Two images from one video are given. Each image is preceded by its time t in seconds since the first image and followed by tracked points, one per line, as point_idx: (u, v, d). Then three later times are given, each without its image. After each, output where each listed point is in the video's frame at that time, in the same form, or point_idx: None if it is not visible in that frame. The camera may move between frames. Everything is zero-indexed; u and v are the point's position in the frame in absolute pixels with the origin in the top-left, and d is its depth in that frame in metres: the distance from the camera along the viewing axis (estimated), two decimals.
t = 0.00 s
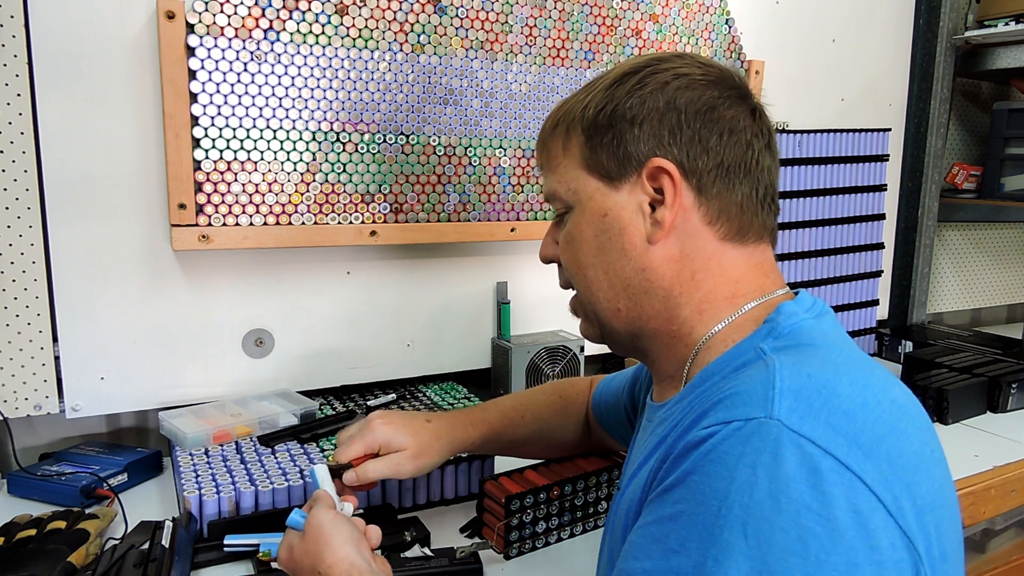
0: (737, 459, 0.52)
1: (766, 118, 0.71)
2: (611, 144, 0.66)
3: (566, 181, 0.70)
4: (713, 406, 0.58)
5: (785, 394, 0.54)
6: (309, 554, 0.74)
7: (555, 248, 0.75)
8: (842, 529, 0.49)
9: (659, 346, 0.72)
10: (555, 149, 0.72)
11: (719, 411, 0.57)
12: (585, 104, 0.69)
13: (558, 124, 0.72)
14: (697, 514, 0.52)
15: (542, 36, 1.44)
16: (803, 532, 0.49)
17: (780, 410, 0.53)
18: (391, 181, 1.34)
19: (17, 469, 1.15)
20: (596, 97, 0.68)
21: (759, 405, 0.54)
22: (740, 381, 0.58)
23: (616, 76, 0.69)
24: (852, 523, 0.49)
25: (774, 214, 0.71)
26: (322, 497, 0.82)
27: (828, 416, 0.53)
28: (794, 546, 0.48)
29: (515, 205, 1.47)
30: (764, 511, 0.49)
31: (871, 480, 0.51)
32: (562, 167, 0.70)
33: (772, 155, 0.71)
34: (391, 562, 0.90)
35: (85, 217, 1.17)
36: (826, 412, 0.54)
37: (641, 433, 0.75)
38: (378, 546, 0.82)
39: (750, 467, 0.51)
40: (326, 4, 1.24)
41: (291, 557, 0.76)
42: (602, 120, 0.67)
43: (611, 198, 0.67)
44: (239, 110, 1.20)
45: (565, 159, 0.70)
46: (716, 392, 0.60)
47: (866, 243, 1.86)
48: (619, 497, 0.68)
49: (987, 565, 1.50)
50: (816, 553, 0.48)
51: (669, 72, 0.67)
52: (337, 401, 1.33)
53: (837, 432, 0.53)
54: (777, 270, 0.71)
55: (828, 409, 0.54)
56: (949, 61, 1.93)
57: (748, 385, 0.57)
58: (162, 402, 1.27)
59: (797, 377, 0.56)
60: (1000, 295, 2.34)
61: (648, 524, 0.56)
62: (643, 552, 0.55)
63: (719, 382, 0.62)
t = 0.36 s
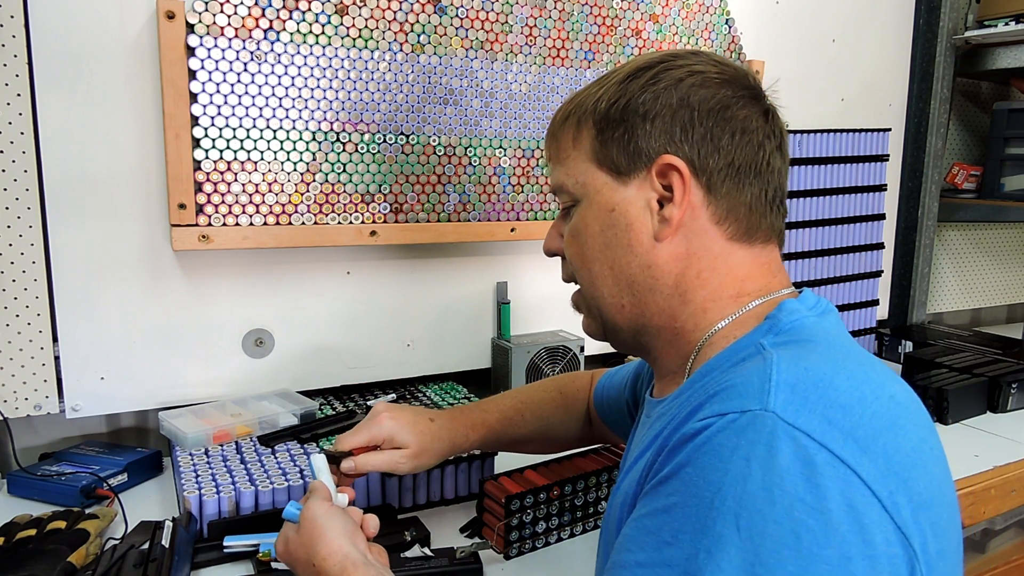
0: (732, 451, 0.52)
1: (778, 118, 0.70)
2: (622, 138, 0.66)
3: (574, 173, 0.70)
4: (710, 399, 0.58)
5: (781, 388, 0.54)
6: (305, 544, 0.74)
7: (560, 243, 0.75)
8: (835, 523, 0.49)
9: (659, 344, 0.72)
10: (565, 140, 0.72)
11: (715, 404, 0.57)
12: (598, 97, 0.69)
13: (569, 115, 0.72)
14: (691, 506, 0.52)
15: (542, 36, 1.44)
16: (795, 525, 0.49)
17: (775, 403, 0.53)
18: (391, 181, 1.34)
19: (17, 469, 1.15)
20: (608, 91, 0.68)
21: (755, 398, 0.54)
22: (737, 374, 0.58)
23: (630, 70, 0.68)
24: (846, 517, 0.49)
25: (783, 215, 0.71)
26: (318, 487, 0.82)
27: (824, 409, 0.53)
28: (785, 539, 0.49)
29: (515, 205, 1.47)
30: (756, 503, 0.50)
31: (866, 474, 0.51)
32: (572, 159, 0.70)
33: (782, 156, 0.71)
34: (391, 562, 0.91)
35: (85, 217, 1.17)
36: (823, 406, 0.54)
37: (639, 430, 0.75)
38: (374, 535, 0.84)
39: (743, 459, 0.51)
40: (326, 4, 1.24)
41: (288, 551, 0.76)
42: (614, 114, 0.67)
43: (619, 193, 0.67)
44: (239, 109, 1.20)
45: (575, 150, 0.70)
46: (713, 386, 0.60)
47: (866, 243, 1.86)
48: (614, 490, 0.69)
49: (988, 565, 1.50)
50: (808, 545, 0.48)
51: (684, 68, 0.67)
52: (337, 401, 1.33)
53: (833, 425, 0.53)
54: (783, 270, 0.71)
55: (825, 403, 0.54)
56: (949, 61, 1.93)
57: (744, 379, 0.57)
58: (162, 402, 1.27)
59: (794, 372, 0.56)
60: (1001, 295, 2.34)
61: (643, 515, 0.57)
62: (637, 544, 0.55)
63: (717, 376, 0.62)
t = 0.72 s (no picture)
0: (727, 453, 0.52)
1: (778, 117, 0.71)
2: (623, 138, 0.66)
3: (574, 173, 0.70)
4: (706, 399, 0.58)
5: (777, 389, 0.54)
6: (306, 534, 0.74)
7: (559, 242, 0.75)
8: (829, 524, 0.49)
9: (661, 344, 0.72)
10: (564, 140, 0.72)
11: (710, 404, 0.57)
12: (597, 96, 0.69)
13: (568, 114, 0.72)
14: (685, 506, 0.52)
15: (542, 36, 1.44)
16: (790, 526, 0.49)
17: (771, 404, 0.53)
18: (391, 181, 1.34)
19: (17, 469, 1.15)
20: (608, 90, 0.68)
21: (751, 398, 0.54)
22: (734, 374, 0.58)
23: (629, 69, 0.68)
24: (840, 518, 0.49)
25: (783, 214, 0.71)
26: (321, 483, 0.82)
27: (820, 411, 0.54)
28: (780, 540, 0.49)
29: (515, 205, 1.47)
30: (751, 504, 0.49)
31: (860, 476, 0.51)
32: (571, 159, 0.70)
33: (783, 155, 0.71)
34: (391, 562, 0.90)
35: (85, 217, 1.17)
36: (818, 408, 0.54)
37: (637, 429, 0.75)
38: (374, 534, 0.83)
39: (738, 460, 0.51)
40: (326, 4, 1.24)
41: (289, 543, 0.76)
42: (614, 113, 0.66)
43: (621, 192, 0.67)
44: (239, 110, 1.20)
45: (574, 150, 0.70)
46: (710, 387, 0.60)
47: (866, 243, 1.86)
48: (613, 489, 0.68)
49: (988, 565, 1.50)
50: (802, 547, 0.48)
51: (684, 67, 0.67)
52: (337, 401, 1.33)
53: (828, 427, 0.53)
54: (782, 270, 0.71)
55: (820, 405, 0.54)
56: (949, 61, 1.93)
57: (740, 380, 0.57)
58: (162, 402, 1.27)
59: (790, 373, 0.56)
60: (1000, 295, 2.34)
61: (638, 516, 0.57)
62: (632, 544, 0.55)
63: (714, 377, 0.62)
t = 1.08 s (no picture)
0: (720, 455, 0.52)
1: (788, 118, 0.70)
2: (633, 135, 0.65)
3: (581, 168, 0.69)
4: (703, 400, 0.58)
5: (773, 392, 0.54)
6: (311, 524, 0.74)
7: (563, 237, 0.75)
8: (820, 528, 0.49)
9: (660, 344, 0.72)
10: (571, 133, 0.71)
11: (707, 406, 0.57)
12: (608, 91, 0.68)
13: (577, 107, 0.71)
14: (678, 507, 0.52)
15: (542, 36, 1.44)
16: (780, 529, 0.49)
17: (766, 407, 0.53)
18: (392, 181, 1.34)
19: (17, 469, 1.15)
20: (619, 85, 0.67)
21: (746, 400, 0.54)
22: (731, 375, 0.58)
23: (641, 65, 0.68)
24: (831, 522, 0.50)
25: (791, 215, 0.71)
26: (335, 468, 0.83)
27: (816, 414, 0.54)
28: (770, 543, 0.48)
29: (515, 205, 1.47)
30: (743, 507, 0.49)
31: (853, 480, 0.52)
32: (579, 153, 0.69)
33: (792, 156, 0.71)
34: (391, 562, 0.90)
35: (85, 218, 1.17)
36: (813, 411, 0.54)
37: (637, 429, 0.75)
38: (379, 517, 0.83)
39: (731, 462, 0.51)
40: (326, 4, 1.24)
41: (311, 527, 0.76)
42: (625, 110, 0.66)
43: (629, 190, 0.66)
44: (239, 110, 1.20)
45: (582, 145, 0.70)
46: (708, 388, 0.60)
47: (866, 243, 1.86)
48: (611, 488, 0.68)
49: (988, 565, 1.50)
50: (793, 550, 0.49)
51: (696, 64, 0.66)
52: (337, 401, 1.33)
53: (823, 431, 0.53)
54: (787, 271, 0.72)
55: (816, 408, 0.54)
56: (949, 61, 1.93)
57: (737, 381, 0.57)
58: (162, 402, 1.27)
59: (787, 376, 0.56)
60: (1000, 294, 2.34)
61: (632, 515, 0.57)
62: (626, 543, 0.55)
63: (712, 378, 0.62)
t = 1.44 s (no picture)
0: (739, 461, 0.52)
1: (800, 120, 0.71)
2: (652, 135, 0.64)
3: (592, 167, 0.68)
4: (716, 405, 0.58)
5: (789, 397, 0.54)
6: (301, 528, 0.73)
7: (567, 234, 0.73)
8: (844, 535, 0.49)
9: (661, 343, 0.72)
10: (581, 128, 0.69)
11: (721, 412, 0.57)
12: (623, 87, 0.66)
13: (587, 101, 0.68)
14: (697, 516, 0.52)
15: (542, 36, 1.44)
16: (805, 536, 0.49)
17: (784, 413, 0.53)
18: (392, 181, 1.34)
19: (17, 469, 1.15)
20: (636, 81, 0.66)
21: (763, 407, 0.54)
22: (743, 380, 0.58)
23: (658, 61, 0.66)
24: (855, 528, 0.50)
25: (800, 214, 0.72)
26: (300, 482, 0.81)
27: (832, 419, 0.54)
28: (794, 550, 0.48)
29: (515, 205, 1.47)
30: (766, 515, 0.49)
31: (874, 485, 0.52)
32: (591, 150, 0.67)
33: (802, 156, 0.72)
34: (391, 562, 0.90)
35: (85, 218, 1.17)
36: (831, 416, 0.54)
37: (642, 430, 0.75)
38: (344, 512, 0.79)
39: (752, 469, 0.51)
40: (326, 4, 1.24)
41: (267, 537, 0.73)
42: (644, 109, 0.64)
43: (645, 191, 0.65)
44: (239, 109, 1.20)
45: (593, 141, 0.68)
46: (718, 393, 0.60)
47: (866, 243, 1.86)
48: (618, 493, 0.68)
49: (988, 565, 1.50)
50: (817, 558, 0.48)
51: (715, 62, 0.65)
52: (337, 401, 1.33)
53: (840, 436, 0.53)
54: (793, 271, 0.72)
55: (833, 413, 0.54)
56: (949, 61, 1.93)
57: (751, 386, 0.57)
58: (162, 402, 1.27)
59: (802, 381, 0.56)
60: (1000, 294, 2.34)
61: (646, 524, 0.56)
62: (641, 552, 0.55)
63: (721, 382, 0.62)
